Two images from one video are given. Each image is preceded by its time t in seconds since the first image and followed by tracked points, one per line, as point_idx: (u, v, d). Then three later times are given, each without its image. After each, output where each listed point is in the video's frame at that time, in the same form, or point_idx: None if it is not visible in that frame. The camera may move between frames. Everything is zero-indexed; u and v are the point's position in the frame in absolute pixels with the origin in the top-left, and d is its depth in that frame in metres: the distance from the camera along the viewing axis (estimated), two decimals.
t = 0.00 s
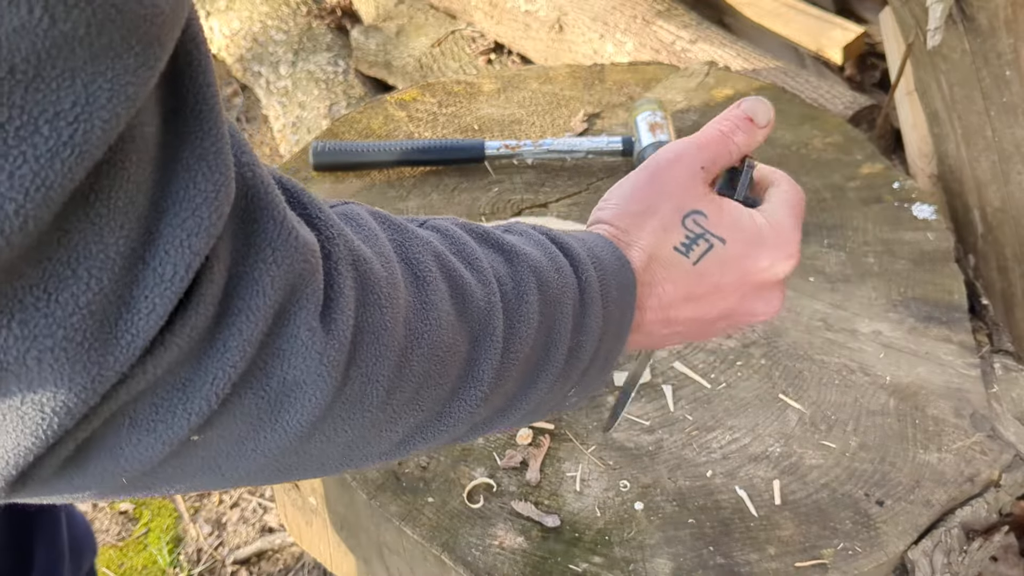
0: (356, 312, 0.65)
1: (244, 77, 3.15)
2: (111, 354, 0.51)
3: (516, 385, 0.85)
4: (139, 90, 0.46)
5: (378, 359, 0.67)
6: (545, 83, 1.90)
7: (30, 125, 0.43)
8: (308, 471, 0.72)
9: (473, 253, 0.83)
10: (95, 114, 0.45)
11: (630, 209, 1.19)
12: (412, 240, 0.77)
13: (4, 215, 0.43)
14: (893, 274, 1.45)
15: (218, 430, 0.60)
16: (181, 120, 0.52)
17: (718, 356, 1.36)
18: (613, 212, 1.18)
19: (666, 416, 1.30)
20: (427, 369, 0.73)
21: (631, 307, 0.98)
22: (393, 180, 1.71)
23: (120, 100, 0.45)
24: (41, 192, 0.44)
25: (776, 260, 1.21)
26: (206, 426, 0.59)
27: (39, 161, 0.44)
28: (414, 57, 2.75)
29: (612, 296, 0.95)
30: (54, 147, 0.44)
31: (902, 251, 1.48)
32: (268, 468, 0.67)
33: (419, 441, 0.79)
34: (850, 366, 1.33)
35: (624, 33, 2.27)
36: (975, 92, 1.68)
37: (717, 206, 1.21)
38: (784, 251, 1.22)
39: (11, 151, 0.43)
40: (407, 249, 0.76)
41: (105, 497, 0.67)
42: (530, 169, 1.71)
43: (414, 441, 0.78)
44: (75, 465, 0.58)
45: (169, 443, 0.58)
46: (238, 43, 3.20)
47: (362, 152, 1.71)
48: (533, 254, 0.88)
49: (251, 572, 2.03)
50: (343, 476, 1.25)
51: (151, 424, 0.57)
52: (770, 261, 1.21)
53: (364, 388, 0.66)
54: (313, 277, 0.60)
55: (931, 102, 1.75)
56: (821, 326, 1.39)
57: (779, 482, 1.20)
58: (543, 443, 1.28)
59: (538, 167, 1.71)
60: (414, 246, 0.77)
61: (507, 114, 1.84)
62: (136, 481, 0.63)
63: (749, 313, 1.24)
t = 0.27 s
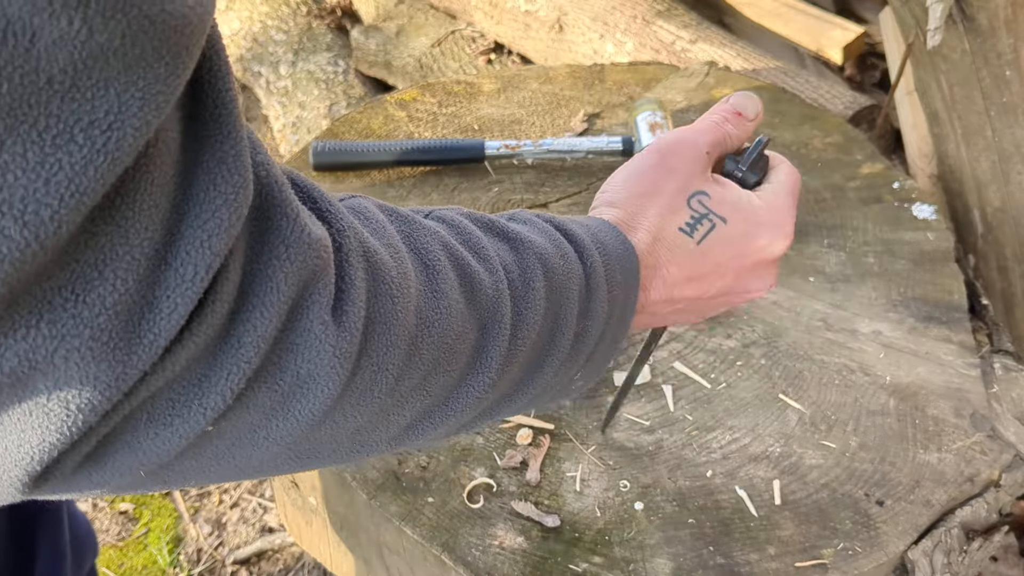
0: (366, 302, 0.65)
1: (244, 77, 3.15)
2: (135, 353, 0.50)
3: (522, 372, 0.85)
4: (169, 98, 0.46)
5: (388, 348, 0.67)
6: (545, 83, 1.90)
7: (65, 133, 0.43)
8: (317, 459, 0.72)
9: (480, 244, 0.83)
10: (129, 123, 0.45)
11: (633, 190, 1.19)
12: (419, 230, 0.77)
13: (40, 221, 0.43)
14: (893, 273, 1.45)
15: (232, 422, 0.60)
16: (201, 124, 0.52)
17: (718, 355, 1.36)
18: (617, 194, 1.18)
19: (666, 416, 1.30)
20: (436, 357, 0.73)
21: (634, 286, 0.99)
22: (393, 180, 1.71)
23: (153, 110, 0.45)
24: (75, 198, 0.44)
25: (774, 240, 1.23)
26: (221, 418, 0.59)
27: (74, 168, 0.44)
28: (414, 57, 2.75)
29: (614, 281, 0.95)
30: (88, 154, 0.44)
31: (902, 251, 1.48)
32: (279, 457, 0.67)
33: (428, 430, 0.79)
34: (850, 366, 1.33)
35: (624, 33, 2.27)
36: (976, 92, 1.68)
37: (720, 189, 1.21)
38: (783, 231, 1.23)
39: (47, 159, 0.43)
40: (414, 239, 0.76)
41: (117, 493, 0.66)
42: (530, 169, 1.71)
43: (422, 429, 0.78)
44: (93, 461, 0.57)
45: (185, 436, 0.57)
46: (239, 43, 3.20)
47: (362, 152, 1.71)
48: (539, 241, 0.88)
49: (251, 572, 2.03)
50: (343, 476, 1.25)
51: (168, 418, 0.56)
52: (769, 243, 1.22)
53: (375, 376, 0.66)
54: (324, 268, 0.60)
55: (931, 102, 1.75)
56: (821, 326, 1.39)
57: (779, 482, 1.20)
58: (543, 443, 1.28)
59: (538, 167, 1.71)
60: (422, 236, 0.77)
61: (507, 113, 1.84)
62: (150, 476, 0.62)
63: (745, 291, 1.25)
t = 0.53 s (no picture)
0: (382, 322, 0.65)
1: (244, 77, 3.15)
2: (145, 370, 0.50)
3: (538, 392, 0.84)
4: (177, 104, 0.46)
5: (405, 368, 0.67)
6: (546, 84, 1.90)
7: (70, 139, 0.43)
8: (335, 485, 0.71)
9: (493, 261, 0.83)
10: (136, 129, 0.44)
11: (643, 207, 1.19)
12: (432, 249, 0.77)
13: (44, 228, 0.43)
14: (893, 273, 1.45)
15: (247, 445, 0.59)
16: (212, 136, 0.52)
17: (718, 356, 1.36)
18: (626, 212, 1.18)
19: (666, 416, 1.30)
20: (454, 378, 0.73)
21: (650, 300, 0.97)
22: (393, 180, 1.71)
23: (160, 115, 0.45)
24: (82, 207, 0.44)
25: (785, 248, 1.23)
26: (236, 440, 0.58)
27: (80, 175, 0.43)
28: (414, 57, 2.75)
29: (631, 292, 0.95)
30: (94, 162, 0.43)
31: (901, 251, 1.48)
32: (296, 484, 0.66)
33: (445, 453, 0.78)
34: (850, 366, 1.33)
35: (624, 33, 2.27)
36: (976, 92, 1.68)
37: (729, 200, 1.23)
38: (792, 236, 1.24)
39: (51, 165, 0.43)
40: (428, 259, 0.76)
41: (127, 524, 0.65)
42: (530, 169, 1.71)
43: (440, 452, 0.78)
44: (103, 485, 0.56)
45: (198, 460, 0.56)
46: (239, 43, 3.20)
47: (362, 152, 1.71)
48: (551, 259, 0.88)
49: (251, 572, 2.03)
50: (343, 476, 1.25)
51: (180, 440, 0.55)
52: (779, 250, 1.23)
53: (393, 397, 0.66)
54: (341, 289, 0.60)
55: (931, 102, 1.75)
56: (821, 326, 1.39)
57: (779, 482, 1.20)
58: (543, 443, 1.28)
59: (538, 167, 1.71)
60: (437, 255, 0.77)
61: (507, 113, 1.84)
62: (161, 504, 0.61)
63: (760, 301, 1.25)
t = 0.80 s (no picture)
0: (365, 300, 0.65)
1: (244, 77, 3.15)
2: (140, 355, 0.50)
3: (520, 368, 0.86)
4: (171, 97, 0.46)
5: (387, 345, 0.67)
6: (545, 84, 1.91)
7: (65, 131, 0.43)
8: (319, 460, 0.72)
9: (475, 241, 0.82)
10: (129, 121, 0.44)
11: (619, 184, 1.22)
12: (411, 227, 0.77)
13: (40, 219, 0.43)
14: (893, 273, 1.45)
15: (233, 423, 0.60)
16: (204, 127, 0.52)
17: (718, 356, 1.36)
18: (601, 188, 1.21)
19: (666, 416, 1.30)
20: (436, 354, 0.73)
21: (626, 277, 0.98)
22: (393, 180, 1.72)
23: (154, 107, 0.45)
24: (76, 197, 0.44)
25: (760, 224, 1.22)
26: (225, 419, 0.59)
27: (74, 166, 0.43)
28: (414, 56, 2.75)
29: (604, 278, 0.95)
30: (88, 152, 0.44)
31: (901, 251, 1.48)
32: (282, 459, 0.67)
33: (427, 429, 0.79)
34: (850, 366, 1.33)
35: (624, 33, 2.27)
36: (976, 92, 1.67)
37: (704, 175, 1.23)
38: (767, 211, 1.23)
39: (47, 157, 0.43)
40: (408, 237, 0.76)
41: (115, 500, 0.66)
42: (530, 169, 1.71)
43: (423, 427, 0.78)
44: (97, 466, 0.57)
45: (188, 440, 0.57)
46: (239, 43, 3.20)
47: (363, 151, 1.71)
48: (531, 239, 0.88)
49: (251, 572, 2.03)
50: (343, 476, 1.25)
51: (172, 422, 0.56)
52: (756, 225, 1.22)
53: (376, 373, 0.66)
54: (324, 268, 0.60)
55: (931, 102, 1.76)
56: (821, 326, 1.39)
57: (779, 482, 1.20)
58: (543, 442, 1.28)
59: (538, 167, 1.71)
60: (414, 232, 0.77)
61: (507, 113, 1.84)
62: (151, 481, 0.62)
63: (738, 278, 1.24)
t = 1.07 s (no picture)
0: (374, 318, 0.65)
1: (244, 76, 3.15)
2: (151, 352, 0.50)
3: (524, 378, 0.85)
4: (187, 95, 0.46)
5: (395, 357, 0.67)
6: (545, 84, 1.91)
7: (83, 129, 0.43)
8: (322, 466, 0.71)
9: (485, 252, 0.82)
10: (146, 119, 0.45)
11: (632, 205, 1.18)
12: (422, 240, 0.77)
13: (58, 215, 0.43)
14: (893, 273, 1.45)
15: (242, 426, 0.60)
16: (217, 125, 0.52)
17: (718, 355, 1.36)
18: (614, 207, 1.17)
19: (666, 416, 1.30)
20: (441, 371, 0.73)
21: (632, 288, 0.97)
22: (393, 180, 1.71)
23: (171, 105, 0.45)
24: (94, 194, 0.44)
25: (770, 273, 1.19)
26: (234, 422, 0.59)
27: (93, 163, 0.44)
28: (414, 57, 2.75)
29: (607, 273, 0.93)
30: (105, 150, 0.44)
31: (901, 251, 1.48)
32: (286, 465, 0.67)
33: (430, 437, 0.79)
34: (850, 366, 1.33)
35: (624, 33, 2.27)
36: (976, 91, 1.66)
37: (722, 205, 1.18)
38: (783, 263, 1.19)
39: (65, 154, 0.43)
40: (419, 250, 0.76)
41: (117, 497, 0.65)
42: (530, 169, 1.71)
43: (425, 437, 0.78)
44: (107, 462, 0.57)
45: (197, 440, 0.57)
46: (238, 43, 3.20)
47: (363, 151, 1.71)
48: (540, 250, 0.87)
49: (251, 572, 2.03)
50: (343, 476, 1.25)
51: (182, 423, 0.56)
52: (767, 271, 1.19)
53: (382, 387, 0.66)
54: (340, 280, 0.60)
55: (931, 102, 1.76)
56: (821, 326, 1.39)
57: (779, 482, 1.20)
58: (543, 442, 1.28)
59: (538, 167, 1.71)
60: (425, 248, 0.76)
61: (507, 113, 1.84)
62: (155, 480, 0.62)
63: (743, 321, 1.22)
